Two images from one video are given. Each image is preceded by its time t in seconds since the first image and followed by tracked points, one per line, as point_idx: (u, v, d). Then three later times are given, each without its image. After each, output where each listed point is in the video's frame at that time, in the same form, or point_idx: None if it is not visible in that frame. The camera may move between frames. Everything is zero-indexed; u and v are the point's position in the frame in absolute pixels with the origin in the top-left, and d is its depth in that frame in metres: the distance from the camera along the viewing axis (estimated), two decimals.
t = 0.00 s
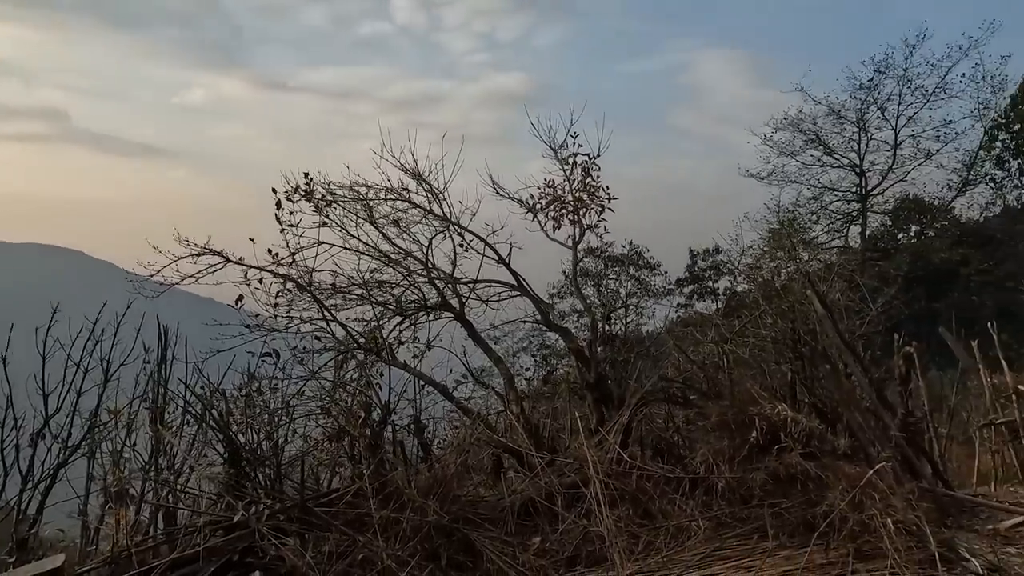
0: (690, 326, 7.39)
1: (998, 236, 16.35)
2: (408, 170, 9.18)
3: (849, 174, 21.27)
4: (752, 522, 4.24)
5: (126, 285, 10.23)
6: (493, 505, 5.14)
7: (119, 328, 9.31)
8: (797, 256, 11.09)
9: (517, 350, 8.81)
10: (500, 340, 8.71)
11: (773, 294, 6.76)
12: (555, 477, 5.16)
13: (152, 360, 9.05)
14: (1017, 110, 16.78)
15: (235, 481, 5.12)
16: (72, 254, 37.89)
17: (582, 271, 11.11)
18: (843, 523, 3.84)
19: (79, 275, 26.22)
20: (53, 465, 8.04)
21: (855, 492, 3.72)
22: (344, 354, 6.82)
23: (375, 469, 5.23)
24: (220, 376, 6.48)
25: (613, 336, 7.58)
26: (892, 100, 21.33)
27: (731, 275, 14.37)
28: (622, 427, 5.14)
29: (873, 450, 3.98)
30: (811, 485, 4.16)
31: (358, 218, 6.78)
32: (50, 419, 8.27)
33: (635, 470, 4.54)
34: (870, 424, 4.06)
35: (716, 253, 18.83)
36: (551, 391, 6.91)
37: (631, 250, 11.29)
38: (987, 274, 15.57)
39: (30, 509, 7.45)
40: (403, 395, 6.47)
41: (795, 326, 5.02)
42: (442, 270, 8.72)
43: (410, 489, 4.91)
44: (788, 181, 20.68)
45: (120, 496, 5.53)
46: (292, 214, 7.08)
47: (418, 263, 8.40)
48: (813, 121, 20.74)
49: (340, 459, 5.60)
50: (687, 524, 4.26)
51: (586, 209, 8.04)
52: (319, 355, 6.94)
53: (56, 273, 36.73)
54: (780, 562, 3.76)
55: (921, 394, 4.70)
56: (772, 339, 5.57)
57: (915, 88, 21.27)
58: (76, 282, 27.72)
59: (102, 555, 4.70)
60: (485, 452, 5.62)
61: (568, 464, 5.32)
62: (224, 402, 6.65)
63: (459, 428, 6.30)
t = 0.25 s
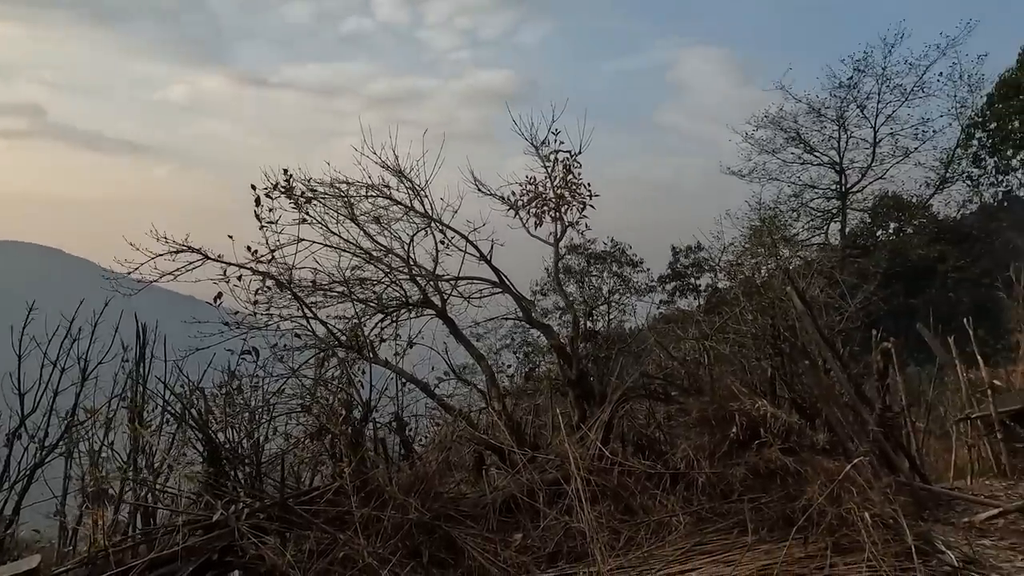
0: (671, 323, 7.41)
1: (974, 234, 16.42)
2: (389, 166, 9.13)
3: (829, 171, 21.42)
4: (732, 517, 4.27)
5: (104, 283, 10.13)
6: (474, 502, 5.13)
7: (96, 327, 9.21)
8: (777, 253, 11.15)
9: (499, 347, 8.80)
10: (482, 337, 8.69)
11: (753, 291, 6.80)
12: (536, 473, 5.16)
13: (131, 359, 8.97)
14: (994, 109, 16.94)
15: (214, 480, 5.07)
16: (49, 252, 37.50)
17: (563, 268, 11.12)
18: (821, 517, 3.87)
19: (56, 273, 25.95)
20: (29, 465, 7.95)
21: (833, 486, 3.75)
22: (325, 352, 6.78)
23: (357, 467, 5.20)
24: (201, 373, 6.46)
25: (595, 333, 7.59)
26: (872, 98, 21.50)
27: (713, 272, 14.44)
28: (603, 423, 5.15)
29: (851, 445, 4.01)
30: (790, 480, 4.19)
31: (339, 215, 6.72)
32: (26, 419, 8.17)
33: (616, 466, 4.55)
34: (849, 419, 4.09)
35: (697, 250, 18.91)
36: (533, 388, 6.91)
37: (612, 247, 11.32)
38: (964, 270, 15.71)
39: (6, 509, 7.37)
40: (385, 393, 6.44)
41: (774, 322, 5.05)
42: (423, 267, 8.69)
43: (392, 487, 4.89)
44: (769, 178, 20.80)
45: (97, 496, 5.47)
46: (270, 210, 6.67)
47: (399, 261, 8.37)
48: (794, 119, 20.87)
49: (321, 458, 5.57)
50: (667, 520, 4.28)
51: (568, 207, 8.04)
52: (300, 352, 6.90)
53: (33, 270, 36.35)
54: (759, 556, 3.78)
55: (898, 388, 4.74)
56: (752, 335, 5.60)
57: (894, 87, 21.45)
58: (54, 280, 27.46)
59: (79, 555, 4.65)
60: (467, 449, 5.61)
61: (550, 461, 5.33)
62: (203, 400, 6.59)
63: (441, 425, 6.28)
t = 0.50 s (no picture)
0: (653, 319, 7.44)
1: (952, 230, 16.56)
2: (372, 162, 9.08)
3: (811, 168, 21.55)
4: (713, 511, 4.29)
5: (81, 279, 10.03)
6: (457, 497, 5.14)
7: (74, 324, 9.12)
8: (759, 249, 11.21)
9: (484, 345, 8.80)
10: (465, 334, 8.68)
11: (735, 287, 6.83)
12: (518, 469, 5.17)
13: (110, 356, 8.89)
14: (972, 107, 17.09)
15: (194, 477, 5.04)
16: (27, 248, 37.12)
17: (547, 265, 11.13)
18: (801, 510, 3.90)
19: (35, 269, 25.69)
20: (6, 464, 7.86)
21: (813, 479, 3.78)
22: (307, 349, 6.74)
23: (338, 463, 5.18)
24: (180, 370, 6.34)
25: (577, 329, 7.60)
26: (852, 96, 21.65)
27: (695, 268, 14.49)
28: (585, 419, 5.16)
29: (831, 439, 4.04)
30: (770, 475, 4.22)
31: (320, 210, 6.68)
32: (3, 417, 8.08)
33: (598, 461, 4.57)
34: (828, 414, 4.12)
35: (680, 246, 18.98)
36: (516, 384, 6.92)
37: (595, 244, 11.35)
38: (942, 266, 15.84)
39: None
40: (368, 389, 6.41)
41: (755, 318, 5.08)
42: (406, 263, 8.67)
43: (374, 483, 4.88)
44: (751, 175, 20.90)
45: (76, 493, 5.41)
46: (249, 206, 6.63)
47: (381, 257, 8.35)
48: (776, 116, 20.99)
49: (301, 455, 5.56)
50: (649, 514, 4.30)
51: (550, 203, 8.04)
52: (282, 349, 6.86)
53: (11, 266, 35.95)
54: (739, 550, 3.80)
55: (878, 383, 4.79)
56: (734, 331, 5.63)
57: (874, 84, 21.58)
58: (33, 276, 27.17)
59: (56, 554, 4.60)
60: (449, 445, 5.61)
61: (532, 456, 5.33)
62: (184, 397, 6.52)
63: (422, 422, 6.27)
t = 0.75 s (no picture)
0: (628, 314, 7.47)
1: (921, 227, 16.75)
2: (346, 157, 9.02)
3: (784, 166, 21.71)
4: (685, 504, 4.32)
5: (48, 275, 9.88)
6: (431, 493, 5.12)
7: (42, 321, 8.98)
8: (733, 245, 11.27)
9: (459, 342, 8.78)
10: (440, 330, 8.66)
11: (708, 283, 6.88)
12: (493, 465, 5.17)
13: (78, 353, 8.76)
14: (941, 106, 17.31)
15: (163, 476, 4.98)
16: None
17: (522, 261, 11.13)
18: (772, 503, 3.93)
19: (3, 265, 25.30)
20: None
21: (784, 472, 3.81)
22: (279, 346, 6.68)
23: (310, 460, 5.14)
24: (150, 368, 6.10)
25: (551, 324, 7.60)
26: (825, 93, 21.82)
27: (670, 264, 14.56)
28: (559, 414, 5.16)
29: (802, 432, 4.08)
30: (742, 468, 4.26)
31: (292, 205, 6.62)
32: None
33: (572, 456, 4.57)
34: (799, 408, 4.16)
35: (655, 243, 19.07)
36: (491, 380, 6.92)
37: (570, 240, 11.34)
38: (911, 262, 16.05)
39: None
40: (341, 386, 6.37)
41: (728, 313, 5.12)
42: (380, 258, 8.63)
43: (347, 480, 4.85)
44: (725, 172, 21.02)
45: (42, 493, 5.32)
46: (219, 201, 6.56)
47: (355, 253, 8.30)
48: (749, 113, 21.11)
49: (273, 452, 5.52)
50: (622, 509, 4.32)
51: (525, 198, 8.04)
52: (254, 346, 6.79)
53: None
54: (711, 543, 3.83)
55: (847, 378, 4.84)
56: (708, 326, 5.67)
57: (846, 83, 21.79)
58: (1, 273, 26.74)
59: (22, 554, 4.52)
60: (423, 441, 5.60)
61: (506, 452, 5.33)
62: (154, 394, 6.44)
63: (396, 419, 6.25)
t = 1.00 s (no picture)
0: (604, 312, 7.49)
1: (893, 226, 16.91)
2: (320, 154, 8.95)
3: (759, 164, 21.85)
4: (659, 501, 4.34)
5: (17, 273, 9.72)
6: (406, 492, 5.10)
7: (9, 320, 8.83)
8: (709, 244, 11.34)
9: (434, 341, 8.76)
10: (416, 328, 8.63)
11: (684, 281, 6.91)
12: (469, 463, 5.16)
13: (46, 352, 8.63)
14: (911, 106, 17.49)
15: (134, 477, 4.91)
16: None
17: (499, 259, 11.12)
18: (745, 499, 3.96)
19: None
20: None
21: (757, 468, 3.84)
22: (252, 345, 6.61)
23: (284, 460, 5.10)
24: (121, 367, 5.99)
25: (527, 322, 7.60)
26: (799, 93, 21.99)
27: (647, 262, 14.62)
28: (535, 412, 5.16)
29: (774, 428, 4.11)
30: (717, 464, 4.29)
31: (265, 203, 6.56)
32: None
33: (548, 453, 4.57)
34: (772, 404, 4.20)
35: (632, 241, 19.13)
36: (467, 378, 6.91)
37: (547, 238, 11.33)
38: (883, 260, 16.22)
39: None
40: (315, 385, 6.32)
41: (702, 311, 5.15)
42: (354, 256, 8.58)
43: (321, 479, 4.82)
44: (701, 170, 21.12)
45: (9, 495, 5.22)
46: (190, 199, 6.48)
47: (330, 251, 8.24)
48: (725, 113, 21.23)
49: (246, 452, 5.47)
50: (597, 506, 4.33)
51: (501, 196, 8.02)
52: (227, 345, 6.72)
53: None
54: (686, 538, 3.85)
55: (820, 375, 4.89)
56: (683, 324, 5.70)
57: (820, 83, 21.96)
58: None
59: None
60: (398, 439, 5.58)
61: (481, 450, 5.33)
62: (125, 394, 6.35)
63: (372, 418, 6.22)
